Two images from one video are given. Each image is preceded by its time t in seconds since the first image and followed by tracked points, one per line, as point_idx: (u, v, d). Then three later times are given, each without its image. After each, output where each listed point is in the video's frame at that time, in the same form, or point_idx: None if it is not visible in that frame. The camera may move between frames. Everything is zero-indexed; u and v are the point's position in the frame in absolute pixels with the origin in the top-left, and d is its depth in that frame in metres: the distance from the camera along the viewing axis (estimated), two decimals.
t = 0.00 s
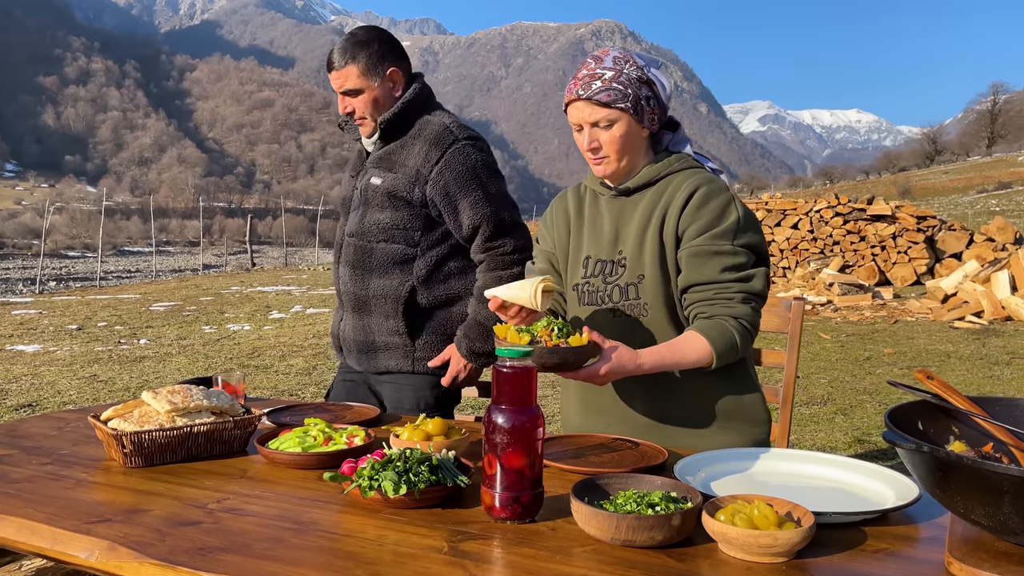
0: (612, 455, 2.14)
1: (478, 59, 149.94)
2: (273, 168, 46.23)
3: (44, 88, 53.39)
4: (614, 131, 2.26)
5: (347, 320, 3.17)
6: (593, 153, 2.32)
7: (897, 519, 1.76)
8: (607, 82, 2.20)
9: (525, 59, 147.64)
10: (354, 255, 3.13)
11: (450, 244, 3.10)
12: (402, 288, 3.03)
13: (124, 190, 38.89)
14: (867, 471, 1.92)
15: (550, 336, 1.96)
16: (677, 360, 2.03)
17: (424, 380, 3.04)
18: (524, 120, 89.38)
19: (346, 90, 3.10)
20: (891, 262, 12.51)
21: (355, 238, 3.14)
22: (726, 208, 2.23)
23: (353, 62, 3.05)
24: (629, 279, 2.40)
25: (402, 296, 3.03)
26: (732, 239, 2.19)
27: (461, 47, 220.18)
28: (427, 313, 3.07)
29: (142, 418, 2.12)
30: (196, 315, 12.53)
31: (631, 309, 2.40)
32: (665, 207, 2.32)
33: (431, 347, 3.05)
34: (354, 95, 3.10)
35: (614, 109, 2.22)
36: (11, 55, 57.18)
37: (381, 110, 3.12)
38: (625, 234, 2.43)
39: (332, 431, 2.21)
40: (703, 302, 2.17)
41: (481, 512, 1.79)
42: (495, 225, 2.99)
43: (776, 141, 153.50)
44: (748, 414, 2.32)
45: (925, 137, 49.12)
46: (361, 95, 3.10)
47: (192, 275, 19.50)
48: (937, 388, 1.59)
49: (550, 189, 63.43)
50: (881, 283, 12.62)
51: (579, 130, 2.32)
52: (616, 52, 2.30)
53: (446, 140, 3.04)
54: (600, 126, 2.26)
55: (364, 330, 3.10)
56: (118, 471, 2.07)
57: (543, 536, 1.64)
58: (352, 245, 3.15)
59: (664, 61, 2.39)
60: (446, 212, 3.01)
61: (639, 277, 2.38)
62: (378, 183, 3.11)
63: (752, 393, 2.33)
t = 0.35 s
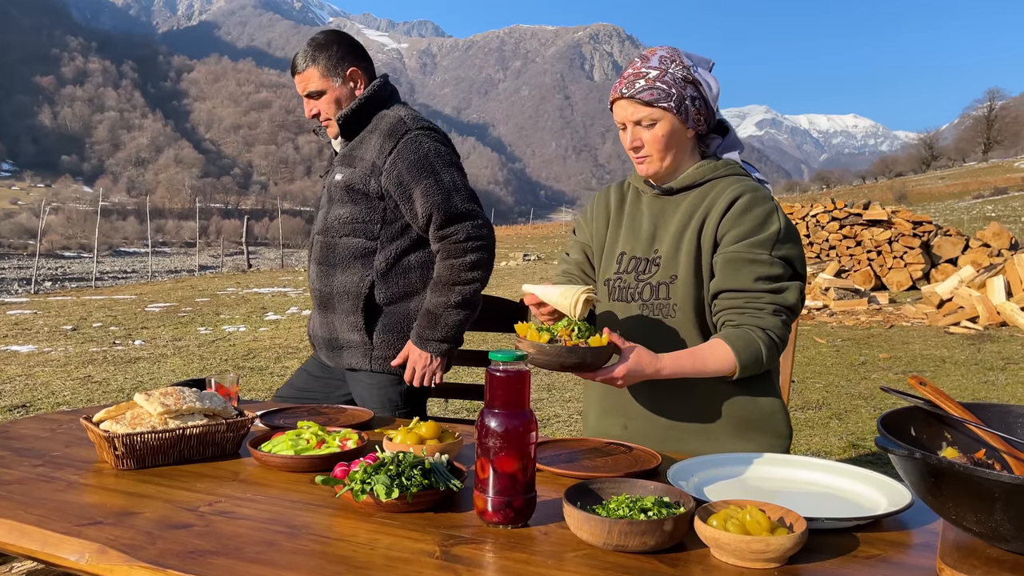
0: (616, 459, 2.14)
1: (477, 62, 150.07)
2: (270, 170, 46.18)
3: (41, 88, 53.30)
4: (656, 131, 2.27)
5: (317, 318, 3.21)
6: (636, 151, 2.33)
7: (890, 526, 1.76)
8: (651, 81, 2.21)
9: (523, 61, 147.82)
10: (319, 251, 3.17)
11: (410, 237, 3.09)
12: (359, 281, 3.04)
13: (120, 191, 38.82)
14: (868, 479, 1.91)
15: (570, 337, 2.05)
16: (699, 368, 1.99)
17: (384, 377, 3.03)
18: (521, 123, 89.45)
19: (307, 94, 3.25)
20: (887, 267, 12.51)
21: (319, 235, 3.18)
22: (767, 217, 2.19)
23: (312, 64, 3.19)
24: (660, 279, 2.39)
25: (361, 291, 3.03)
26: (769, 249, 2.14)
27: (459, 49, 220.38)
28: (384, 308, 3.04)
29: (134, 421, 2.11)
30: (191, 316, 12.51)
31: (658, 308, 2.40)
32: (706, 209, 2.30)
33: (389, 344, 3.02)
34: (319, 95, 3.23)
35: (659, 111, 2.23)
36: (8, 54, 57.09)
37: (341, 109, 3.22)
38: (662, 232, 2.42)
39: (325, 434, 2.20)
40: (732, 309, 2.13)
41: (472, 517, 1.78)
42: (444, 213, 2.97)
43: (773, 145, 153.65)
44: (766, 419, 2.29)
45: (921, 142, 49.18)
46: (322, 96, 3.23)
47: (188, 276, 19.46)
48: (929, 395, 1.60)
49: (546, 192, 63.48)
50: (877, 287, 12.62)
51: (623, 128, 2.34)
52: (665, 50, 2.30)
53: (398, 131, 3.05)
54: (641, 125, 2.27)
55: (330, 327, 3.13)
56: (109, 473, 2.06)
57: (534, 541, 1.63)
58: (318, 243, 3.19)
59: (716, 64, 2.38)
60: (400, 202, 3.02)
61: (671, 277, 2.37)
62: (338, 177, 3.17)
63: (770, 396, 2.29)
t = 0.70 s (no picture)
0: (624, 460, 2.15)
1: (476, 65, 150.16)
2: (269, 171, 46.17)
3: (40, 88, 53.27)
4: (686, 134, 2.27)
5: (241, 330, 3.30)
6: (668, 156, 2.33)
7: (888, 529, 1.76)
8: (682, 86, 2.22)
9: (522, 64, 147.87)
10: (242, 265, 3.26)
11: (329, 246, 3.20)
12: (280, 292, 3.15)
13: (119, 192, 38.83)
14: (871, 484, 1.91)
15: (586, 340, 2.10)
16: (721, 372, 1.98)
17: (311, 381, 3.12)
18: (520, 125, 89.39)
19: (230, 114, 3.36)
20: (885, 271, 12.54)
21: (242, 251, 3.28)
22: (796, 226, 2.17)
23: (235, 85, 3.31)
24: (685, 282, 2.38)
25: (284, 300, 3.14)
26: (796, 258, 2.13)
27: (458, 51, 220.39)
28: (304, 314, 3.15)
29: (133, 421, 2.11)
30: (190, 317, 12.50)
31: (682, 312, 2.38)
32: (736, 215, 2.29)
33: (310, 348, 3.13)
34: (238, 113, 3.34)
35: (693, 117, 2.23)
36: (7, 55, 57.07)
37: (261, 128, 3.34)
38: (691, 235, 2.42)
39: (325, 436, 2.20)
40: (755, 318, 2.12)
41: (472, 519, 1.78)
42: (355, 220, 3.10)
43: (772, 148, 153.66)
44: (785, 424, 2.27)
45: (920, 146, 49.19)
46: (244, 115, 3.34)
47: (186, 278, 19.44)
48: (926, 400, 1.62)
49: (545, 195, 63.47)
50: (875, 291, 12.65)
51: (655, 132, 2.35)
52: (699, 54, 2.30)
53: (315, 147, 3.18)
54: (673, 128, 2.28)
55: (256, 337, 3.21)
56: (109, 475, 2.06)
57: (533, 543, 1.64)
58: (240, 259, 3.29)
59: (750, 69, 2.36)
60: (317, 212, 3.14)
61: (695, 281, 2.36)
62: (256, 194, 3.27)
63: (791, 402, 2.26)
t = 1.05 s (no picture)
0: (633, 461, 2.16)
1: (478, 67, 150.33)
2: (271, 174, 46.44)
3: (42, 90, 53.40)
4: (709, 139, 2.30)
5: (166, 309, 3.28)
6: (693, 159, 2.35)
7: (892, 529, 1.77)
8: (706, 90, 2.24)
9: (523, 66, 147.94)
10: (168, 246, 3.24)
11: (246, 230, 3.11)
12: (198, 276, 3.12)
13: (121, 193, 38.93)
14: (882, 485, 1.91)
15: (597, 343, 2.13)
16: (736, 374, 1.99)
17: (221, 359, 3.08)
18: (521, 127, 89.40)
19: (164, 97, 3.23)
20: (887, 273, 12.54)
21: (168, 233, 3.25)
22: (818, 230, 2.16)
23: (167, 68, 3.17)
24: (705, 284, 2.39)
25: (201, 283, 3.11)
26: (816, 262, 2.13)
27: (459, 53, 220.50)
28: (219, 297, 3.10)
29: (141, 422, 2.12)
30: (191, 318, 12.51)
31: (701, 314, 2.40)
32: (759, 220, 2.29)
33: (217, 328, 3.07)
34: (172, 97, 3.20)
35: (716, 122, 2.26)
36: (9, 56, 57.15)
37: (196, 114, 3.22)
38: (714, 234, 2.43)
39: (332, 436, 2.21)
40: (773, 322, 2.14)
41: (477, 519, 1.79)
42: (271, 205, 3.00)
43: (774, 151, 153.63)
44: (801, 425, 2.27)
45: (922, 148, 49.18)
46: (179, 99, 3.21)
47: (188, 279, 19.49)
48: (931, 401, 1.63)
49: (546, 197, 63.51)
50: (877, 293, 12.65)
51: (680, 135, 2.37)
52: (726, 57, 2.32)
53: (236, 134, 3.07)
54: (695, 132, 2.30)
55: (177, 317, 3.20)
56: (118, 474, 2.07)
57: (541, 543, 1.65)
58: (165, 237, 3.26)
59: (778, 71, 2.37)
60: (235, 198, 3.05)
61: (716, 284, 2.37)
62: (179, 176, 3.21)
63: (809, 406, 2.26)
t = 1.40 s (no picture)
0: (643, 463, 2.17)
1: (482, 68, 150.51)
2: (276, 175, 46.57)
3: (48, 93, 53.57)
4: (728, 141, 2.30)
5: (110, 314, 3.21)
6: (711, 159, 2.37)
7: (900, 531, 1.77)
8: (726, 92, 2.25)
9: (527, 67, 148.12)
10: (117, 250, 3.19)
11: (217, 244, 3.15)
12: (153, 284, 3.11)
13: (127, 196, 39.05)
14: (891, 487, 1.92)
15: (608, 344, 2.19)
16: (746, 374, 2.02)
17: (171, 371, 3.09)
18: (526, 129, 89.47)
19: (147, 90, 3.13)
20: (893, 274, 12.51)
21: (122, 236, 3.19)
22: (837, 234, 2.16)
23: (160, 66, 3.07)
24: (720, 286, 2.40)
25: (162, 291, 3.09)
26: (835, 267, 2.13)
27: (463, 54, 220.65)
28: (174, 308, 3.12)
29: (151, 423, 2.14)
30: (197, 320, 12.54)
31: (715, 316, 2.40)
32: (776, 222, 2.29)
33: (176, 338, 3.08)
34: (160, 91, 3.11)
35: (738, 125, 2.26)
36: (15, 59, 57.36)
37: (182, 117, 3.17)
38: (731, 237, 2.44)
39: (340, 437, 2.22)
40: (788, 326, 2.15)
41: (487, 519, 1.80)
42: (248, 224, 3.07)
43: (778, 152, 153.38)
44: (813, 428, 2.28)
45: (927, 149, 49.07)
46: (166, 97, 3.13)
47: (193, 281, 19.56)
48: (939, 401, 1.63)
49: (550, 198, 63.56)
50: (882, 294, 12.62)
51: (699, 134, 2.38)
52: (747, 58, 2.33)
53: (220, 148, 3.11)
54: (715, 134, 2.31)
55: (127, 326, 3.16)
56: (128, 474, 2.09)
57: (549, 544, 1.65)
58: (117, 241, 3.19)
59: (799, 72, 2.36)
60: (214, 213, 3.09)
61: (730, 286, 2.38)
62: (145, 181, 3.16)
63: (821, 408, 2.26)
